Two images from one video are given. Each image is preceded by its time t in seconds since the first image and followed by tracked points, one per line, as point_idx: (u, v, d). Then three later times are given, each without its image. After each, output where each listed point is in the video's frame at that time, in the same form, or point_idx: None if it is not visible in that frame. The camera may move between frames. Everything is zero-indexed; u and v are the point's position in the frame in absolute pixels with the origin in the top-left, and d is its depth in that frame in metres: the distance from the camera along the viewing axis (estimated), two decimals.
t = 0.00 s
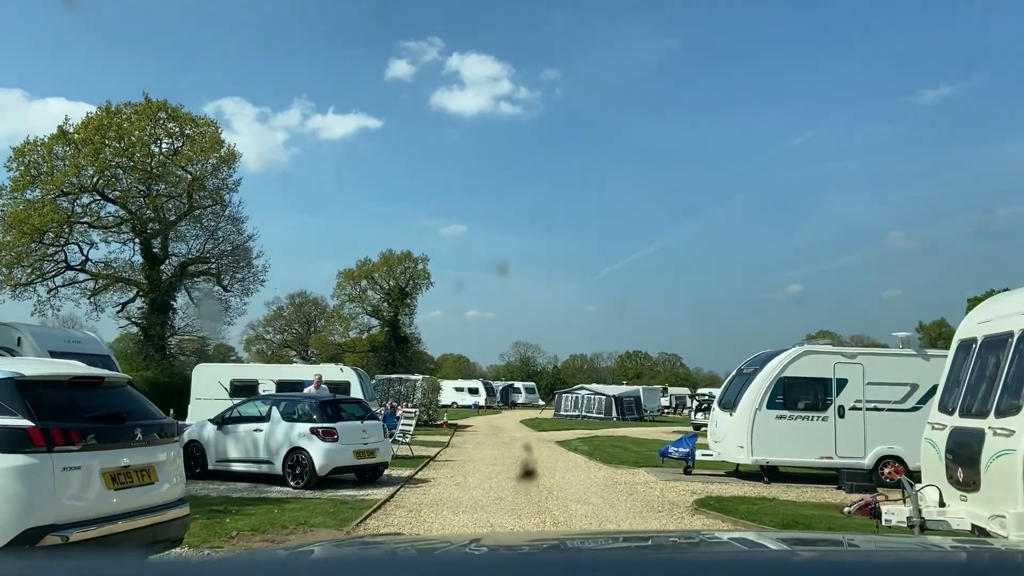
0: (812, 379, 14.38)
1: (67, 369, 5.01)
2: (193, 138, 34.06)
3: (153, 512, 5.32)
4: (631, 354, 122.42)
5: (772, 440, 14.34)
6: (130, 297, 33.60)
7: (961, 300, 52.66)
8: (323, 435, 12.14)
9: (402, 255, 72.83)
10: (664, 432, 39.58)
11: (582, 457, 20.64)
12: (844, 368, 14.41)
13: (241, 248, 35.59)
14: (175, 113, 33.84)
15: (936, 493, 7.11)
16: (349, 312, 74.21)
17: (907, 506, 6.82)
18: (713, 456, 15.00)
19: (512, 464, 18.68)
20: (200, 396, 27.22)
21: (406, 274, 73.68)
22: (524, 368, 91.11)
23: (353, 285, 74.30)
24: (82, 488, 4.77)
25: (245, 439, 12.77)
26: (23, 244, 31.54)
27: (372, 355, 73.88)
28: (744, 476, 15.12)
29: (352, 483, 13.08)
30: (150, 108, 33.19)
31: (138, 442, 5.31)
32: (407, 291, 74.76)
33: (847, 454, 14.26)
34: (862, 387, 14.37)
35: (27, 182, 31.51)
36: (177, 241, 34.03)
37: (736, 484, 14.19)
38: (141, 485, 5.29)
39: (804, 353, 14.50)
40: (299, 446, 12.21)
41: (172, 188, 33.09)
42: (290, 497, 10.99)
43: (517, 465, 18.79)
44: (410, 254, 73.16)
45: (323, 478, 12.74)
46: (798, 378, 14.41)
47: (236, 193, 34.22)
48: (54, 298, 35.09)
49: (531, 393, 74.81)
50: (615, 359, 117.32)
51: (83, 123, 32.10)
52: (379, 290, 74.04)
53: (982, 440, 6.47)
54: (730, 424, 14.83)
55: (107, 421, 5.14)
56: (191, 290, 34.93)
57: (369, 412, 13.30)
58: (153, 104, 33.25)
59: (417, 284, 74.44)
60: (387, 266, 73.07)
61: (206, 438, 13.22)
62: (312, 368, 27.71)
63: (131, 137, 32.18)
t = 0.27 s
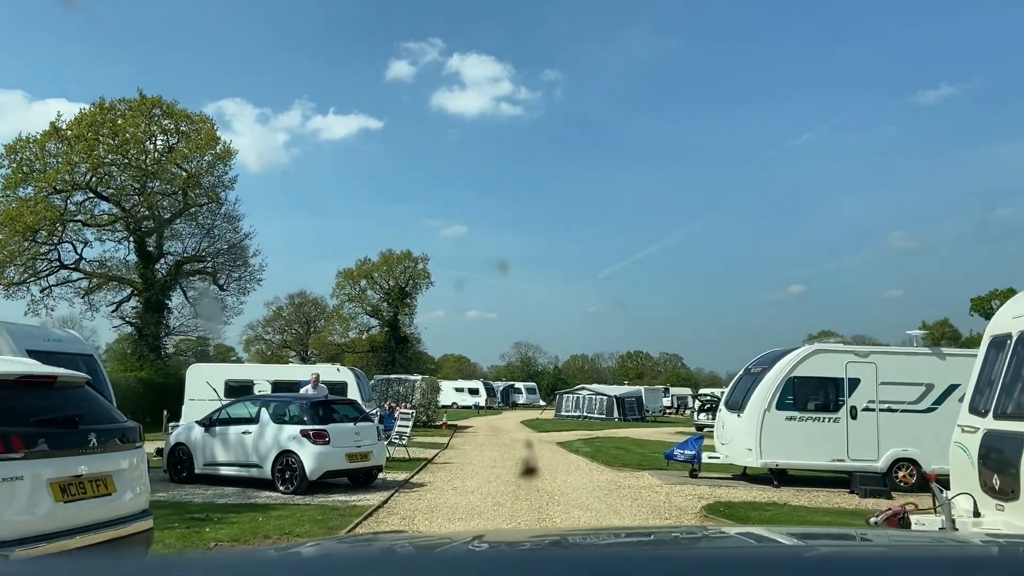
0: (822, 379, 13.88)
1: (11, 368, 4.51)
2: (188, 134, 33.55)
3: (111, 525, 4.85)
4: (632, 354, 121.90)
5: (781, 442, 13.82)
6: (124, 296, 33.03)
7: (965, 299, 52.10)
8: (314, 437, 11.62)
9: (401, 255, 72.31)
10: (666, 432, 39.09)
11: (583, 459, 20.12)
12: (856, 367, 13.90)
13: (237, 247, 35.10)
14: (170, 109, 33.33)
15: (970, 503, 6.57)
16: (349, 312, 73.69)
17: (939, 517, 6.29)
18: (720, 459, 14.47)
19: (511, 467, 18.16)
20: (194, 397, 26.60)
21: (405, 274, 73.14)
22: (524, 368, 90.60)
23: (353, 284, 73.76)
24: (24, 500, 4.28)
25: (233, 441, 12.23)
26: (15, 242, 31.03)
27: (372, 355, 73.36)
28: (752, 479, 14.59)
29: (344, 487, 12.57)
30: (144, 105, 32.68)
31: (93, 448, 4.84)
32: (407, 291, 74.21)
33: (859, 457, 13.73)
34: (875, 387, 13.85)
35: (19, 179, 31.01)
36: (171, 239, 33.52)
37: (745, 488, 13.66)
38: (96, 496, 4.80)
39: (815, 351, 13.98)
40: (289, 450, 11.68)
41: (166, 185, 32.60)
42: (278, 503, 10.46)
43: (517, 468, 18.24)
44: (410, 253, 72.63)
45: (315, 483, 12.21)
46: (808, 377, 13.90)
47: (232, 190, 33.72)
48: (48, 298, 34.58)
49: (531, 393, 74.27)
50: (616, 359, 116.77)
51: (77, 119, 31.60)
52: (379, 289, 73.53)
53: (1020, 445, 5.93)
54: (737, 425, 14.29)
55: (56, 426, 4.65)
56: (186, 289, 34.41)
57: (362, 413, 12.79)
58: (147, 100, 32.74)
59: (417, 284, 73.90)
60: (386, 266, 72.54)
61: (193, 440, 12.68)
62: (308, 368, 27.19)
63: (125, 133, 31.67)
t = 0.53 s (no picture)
0: (833, 378, 13.36)
1: None
2: (184, 131, 33.03)
3: (57, 540, 4.42)
4: (634, 354, 121.35)
5: (790, 444, 13.30)
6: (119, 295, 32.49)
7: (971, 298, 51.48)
8: (303, 440, 11.09)
9: (401, 254, 71.76)
10: (669, 433, 38.57)
11: (585, 461, 19.60)
12: (868, 367, 13.39)
13: (233, 244, 34.61)
14: (164, 105, 32.80)
15: (1006, 514, 6.05)
16: (348, 311, 73.17)
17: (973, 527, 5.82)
18: (726, 461, 13.95)
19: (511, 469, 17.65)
20: (187, 397, 26.12)
21: (406, 273, 72.58)
22: (525, 368, 90.04)
23: (352, 284, 73.21)
24: None
25: (219, 444, 11.72)
26: (6, 240, 30.52)
27: (371, 355, 72.83)
28: (760, 483, 14.07)
29: (336, 492, 12.06)
30: (139, 100, 32.16)
31: (35, 456, 4.39)
32: (407, 291, 73.66)
33: (872, 459, 13.21)
34: (888, 387, 13.32)
35: (11, 176, 30.50)
36: (166, 238, 32.99)
37: (752, 492, 13.14)
38: (39, 508, 4.36)
39: (825, 350, 13.48)
40: (277, 453, 11.16)
41: (161, 182, 32.10)
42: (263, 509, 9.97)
43: (516, 470, 17.73)
44: (410, 252, 72.08)
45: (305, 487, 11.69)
46: (818, 376, 13.38)
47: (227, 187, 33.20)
48: (42, 296, 34.10)
49: (532, 394, 73.73)
50: (617, 359, 116.22)
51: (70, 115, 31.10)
52: (379, 289, 72.99)
53: None
54: (745, 427, 13.77)
55: None
56: (181, 287, 33.89)
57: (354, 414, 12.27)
58: (142, 95, 32.22)
59: (417, 283, 73.31)
60: (386, 265, 71.99)
61: (178, 443, 12.17)
62: (305, 368, 26.67)
63: (118, 129, 31.17)
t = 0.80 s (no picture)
0: (846, 377, 12.84)
1: None
2: (178, 126, 32.49)
3: None
4: (635, 354, 120.79)
5: (801, 446, 12.78)
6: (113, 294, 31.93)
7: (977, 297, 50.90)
8: (291, 442, 10.56)
9: (401, 253, 71.21)
10: (672, 433, 38.03)
11: (588, 463, 19.08)
12: (883, 365, 12.87)
13: (229, 242, 34.10)
14: (159, 100, 32.28)
15: None
16: (348, 311, 72.62)
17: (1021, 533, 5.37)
18: (734, 464, 13.41)
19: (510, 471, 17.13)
20: (181, 396, 25.79)
21: (406, 273, 72.01)
22: (526, 368, 89.48)
23: (352, 283, 72.68)
24: None
25: (205, 446, 11.19)
26: None
27: (371, 355, 72.29)
28: (769, 487, 13.52)
29: (327, 496, 11.55)
30: (133, 95, 31.64)
31: None
32: (407, 290, 73.12)
33: (886, 462, 12.67)
34: (903, 387, 12.79)
35: (3, 172, 29.97)
36: (161, 236, 32.49)
37: (762, 496, 12.61)
38: None
39: (838, 348, 12.95)
40: (265, 456, 10.63)
41: (155, 179, 31.61)
42: (248, 516, 9.44)
43: (517, 472, 17.21)
44: (410, 252, 71.53)
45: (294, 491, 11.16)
46: (831, 376, 12.86)
47: (223, 184, 32.67)
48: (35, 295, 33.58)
49: (533, 394, 73.18)
50: (618, 359, 115.67)
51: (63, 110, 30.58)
52: (378, 288, 72.45)
53: None
54: (754, 428, 13.23)
55: None
56: (176, 285, 33.37)
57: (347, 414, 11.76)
58: (136, 91, 31.68)
59: (417, 282, 72.77)
60: (386, 264, 71.45)
61: (163, 445, 11.64)
62: (301, 367, 26.15)
63: (112, 125, 30.65)
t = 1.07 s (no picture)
0: (859, 376, 12.32)
1: None
2: (173, 121, 31.96)
3: None
4: (637, 354, 120.25)
5: (813, 447, 12.26)
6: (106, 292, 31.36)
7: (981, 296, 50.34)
8: (278, 444, 10.05)
9: (401, 252, 70.72)
10: (675, 434, 37.49)
11: (590, 464, 18.56)
12: (897, 364, 12.35)
13: (225, 239, 33.59)
14: (153, 95, 31.77)
15: None
16: (348, 310, 72.12)
17: None
18: (743, 466, 12.88)
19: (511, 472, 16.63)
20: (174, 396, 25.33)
21: (405, 271, 71.52)
22: (527, 367, 88.96)
23: (352, 282, 72.17)
24: None
25: (188, 448, 10.69)
26: None
27: (371, 354, 71.79)
28: (779, 490, 12.99)
29: (317, 500, 11.04)
30: (126, 90, 31.14)
31: None
32: (407, 289, 72.62)
33: (901, 464, 12.16)
34: (919, 386, 12.27)
35: None
36: (155, 233, 31.95)
37: (772, 500, 12.09)
38: None
39: (851, 346, 12.43)
40: (250, 458, 10.12)
41: (149, 174, 31.09)
42: (230, 523, 8.92)
43: (516, 474, 16.72)
44: (410, 250, 71.05)
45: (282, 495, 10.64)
46: (843, 374, 12.34)
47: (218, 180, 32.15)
48: (28, 293, 33.06)
49: (534, 393, 72.66)
50: (620, 359, 115.15)
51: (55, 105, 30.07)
52: (378, 287, 71.97)
53: None
54: (763, 429, 12.70)
55: None
56: (171, 283, 32.84)
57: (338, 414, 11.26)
58: (130, 85, 31.21)
59: (418, 281, 72.26)
60: (386, 263, 70.94)
61: (146, 446, 11.14)
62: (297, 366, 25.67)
63: (105, 120, 30.16)
